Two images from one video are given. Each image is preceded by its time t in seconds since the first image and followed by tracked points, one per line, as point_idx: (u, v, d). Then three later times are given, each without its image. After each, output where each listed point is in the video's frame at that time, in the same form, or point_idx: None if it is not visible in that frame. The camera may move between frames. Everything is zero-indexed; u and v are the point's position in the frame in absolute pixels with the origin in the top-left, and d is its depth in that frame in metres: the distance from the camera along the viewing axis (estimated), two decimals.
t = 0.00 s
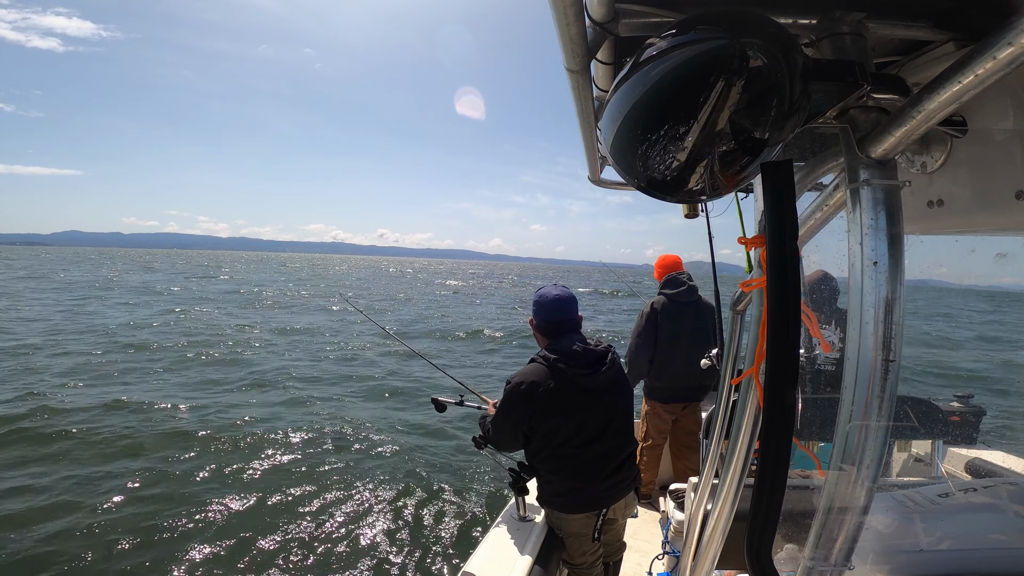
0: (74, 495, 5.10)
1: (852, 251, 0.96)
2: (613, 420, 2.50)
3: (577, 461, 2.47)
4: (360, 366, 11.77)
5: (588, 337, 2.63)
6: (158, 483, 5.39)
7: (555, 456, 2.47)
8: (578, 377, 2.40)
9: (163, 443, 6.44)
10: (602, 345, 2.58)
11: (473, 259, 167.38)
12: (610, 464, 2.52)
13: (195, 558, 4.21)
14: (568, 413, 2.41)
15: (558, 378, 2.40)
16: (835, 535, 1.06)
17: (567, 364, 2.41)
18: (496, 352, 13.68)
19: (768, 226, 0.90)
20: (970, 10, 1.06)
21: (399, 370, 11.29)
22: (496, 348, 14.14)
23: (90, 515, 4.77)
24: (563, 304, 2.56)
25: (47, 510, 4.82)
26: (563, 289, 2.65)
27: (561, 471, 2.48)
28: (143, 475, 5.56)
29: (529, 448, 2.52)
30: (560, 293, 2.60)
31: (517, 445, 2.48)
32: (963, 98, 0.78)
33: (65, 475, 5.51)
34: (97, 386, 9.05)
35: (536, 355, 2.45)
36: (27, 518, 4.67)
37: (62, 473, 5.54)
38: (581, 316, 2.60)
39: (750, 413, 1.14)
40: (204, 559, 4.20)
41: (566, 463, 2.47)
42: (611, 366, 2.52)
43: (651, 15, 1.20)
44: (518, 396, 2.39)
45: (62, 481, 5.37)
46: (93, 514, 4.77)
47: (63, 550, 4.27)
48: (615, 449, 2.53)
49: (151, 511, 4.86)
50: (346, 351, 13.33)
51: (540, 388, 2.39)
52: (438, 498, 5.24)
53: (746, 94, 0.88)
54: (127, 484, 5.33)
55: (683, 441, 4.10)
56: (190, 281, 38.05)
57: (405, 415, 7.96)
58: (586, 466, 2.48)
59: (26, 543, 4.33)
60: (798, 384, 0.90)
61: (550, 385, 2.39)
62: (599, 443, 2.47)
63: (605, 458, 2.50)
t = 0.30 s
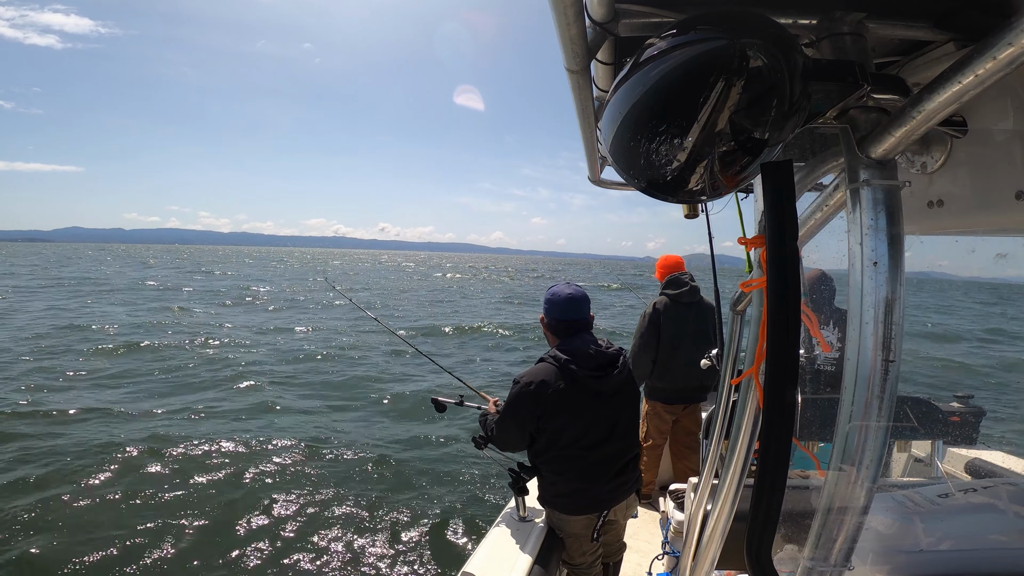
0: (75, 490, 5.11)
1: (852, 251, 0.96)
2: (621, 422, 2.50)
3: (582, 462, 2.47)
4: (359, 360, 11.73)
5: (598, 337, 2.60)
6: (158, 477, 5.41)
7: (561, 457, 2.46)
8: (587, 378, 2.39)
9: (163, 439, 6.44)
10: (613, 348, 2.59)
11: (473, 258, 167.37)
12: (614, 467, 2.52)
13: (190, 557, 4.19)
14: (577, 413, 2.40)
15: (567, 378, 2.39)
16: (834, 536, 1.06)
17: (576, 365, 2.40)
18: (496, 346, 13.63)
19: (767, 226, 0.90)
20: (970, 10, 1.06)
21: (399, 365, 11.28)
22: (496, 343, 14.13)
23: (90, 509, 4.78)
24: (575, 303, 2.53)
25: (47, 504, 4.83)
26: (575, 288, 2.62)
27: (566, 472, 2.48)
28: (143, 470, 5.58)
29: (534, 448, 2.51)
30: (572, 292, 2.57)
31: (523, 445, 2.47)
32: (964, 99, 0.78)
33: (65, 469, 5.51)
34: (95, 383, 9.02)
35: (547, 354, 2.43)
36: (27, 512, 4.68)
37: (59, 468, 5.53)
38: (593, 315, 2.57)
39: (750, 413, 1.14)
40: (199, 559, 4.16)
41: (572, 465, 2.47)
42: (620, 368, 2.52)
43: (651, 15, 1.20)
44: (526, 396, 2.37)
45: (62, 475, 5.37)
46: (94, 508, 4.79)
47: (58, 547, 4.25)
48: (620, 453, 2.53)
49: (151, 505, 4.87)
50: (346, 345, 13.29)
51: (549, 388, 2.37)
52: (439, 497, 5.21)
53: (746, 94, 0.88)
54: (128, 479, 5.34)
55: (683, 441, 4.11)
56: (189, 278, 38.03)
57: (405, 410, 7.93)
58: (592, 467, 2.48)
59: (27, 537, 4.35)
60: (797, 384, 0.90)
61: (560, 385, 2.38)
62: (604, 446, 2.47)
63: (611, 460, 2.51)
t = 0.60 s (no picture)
0: (74, 488, 5.12)
1: (852, 251, 0.96)
2: (629, 427, 2.51)
3: (589, 466, 2.46)
4: (360, 357, 11.70)
5: (609, 340, 2.57)
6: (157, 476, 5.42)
7: (567, 460, 2.46)
8: (598, 383, 2.39)
9: (164, 437, 6.46)
10: (624, 352, 2.59)
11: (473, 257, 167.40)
12: (620, 473, 2.52)
13: (180, 556, 4.19)
14: (585, 418, 2.39)
15: (577, 382, 2.38)
16: (835, 535, 1.06)
17: (587, 370, 2.39)
18: (497, 343, 13.58)
19: (768, 227, 0.90)
20: (970, 10, 1.06)
21: (400, 361, 11.27)
22: (497, 340, 14.12)
23: (89, 507, 4.80)
24: (587, 304, 2.50)
25: (47, 502, 4.85)
26: (588, 289, 2.59)
27: (572, 476, 2.48)
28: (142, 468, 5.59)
29: (539, 450, 2.50)
30: (583, 293, 2.55)
31: (530, 448, 2.46)
32: (963, 99, 0.78)
33: (66, 467, 5.53)
34: (96, 379, 9.02)
35: (557, 356, 2.42)
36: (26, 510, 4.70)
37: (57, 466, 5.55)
38: (603, 317, 2.54)
39: (750, 413, 1.14)
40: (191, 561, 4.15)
41: (578, 469, 2.46)
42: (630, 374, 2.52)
43: (651, 15, 1.20)
44: (536, 399, 2.36)
45: (62, 473, 5.38)
46: (94, 506, 4.80)
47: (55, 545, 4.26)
48: (626, 458, 2.53)
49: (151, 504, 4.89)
50: (347, 341, 13.27)
51: (560, 392, 2.36)
52: (439, 498, 5.20)
53: (746, 94, 0.88)
54: (128, 478, 5.35)
55: (684, 441, 4.12)
56: (190, 274, 38.07)
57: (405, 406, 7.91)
58: (598, 472, 2.48)
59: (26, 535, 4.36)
60: (798, 384, 0.90)
61: (571, 389, 2.37)
62: (612, 452, 2.47)
63: (617, 464, 2.51)
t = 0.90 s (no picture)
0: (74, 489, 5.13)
1: (852, 251, 0.96)
2: (632, 431, 2.50)
3: (591, 470, 2.46)
4: (361, 355, 11.70)
5: (614, 343, 2.57)
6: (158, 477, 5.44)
7: (569, 463, 2.46)
8: (601, 387, 2.39)
9: (164, 438, 6.46)
10: (628, 356, 2.58)
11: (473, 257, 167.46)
12: (623, 476, 2.52)
13: (180, 559, 4.20)
14: (588, 421, 2.39)
15: (580, 386, 2.38)
16: (835, 535, 1.06)
17: (590, 373, 2.39)
18: (498, 342, 13.57)
19: (768, 227, 0.91)
20: (970, 10, 1.06)
21: (400, 361, 11.27)
22: (498, 339, 14.12)
23: (91, 508, 4.82)
24: (591, 306, 2.50)
25: (48, 503, 4.87)
26: (592, 290, 2.59)
27: (574, 479, 2.48)
28: (143, 469, 5.60)
29: (541, 453, 2.49)
30: (588, 294, 2.54)
31: (531, 450, 2.46)
32: (963, 98, 0.78)
33: (67, 468, 5.55)
34: (97, 377, 9.04)
35: (561, 359, 2.42)
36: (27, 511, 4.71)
37: (60, 467, 5.57)
38: (608, 319, 2.54)
39: (750, 413, 1.14)
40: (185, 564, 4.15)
41: (580, 472, 2.46)
42: (634, 377, 2.52)
43: (651, 15, 1.20)
44: (539, 402, 2.35)
45: (63, 475, 5.40)
46: (94, 508, 4.82)
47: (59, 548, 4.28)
48: (630, 461, 2.52)
49: (152, 505, 4.90)
50: (348, 341, 13.27)
51: (562, 396, 2.35)
52: (439, 500, 5.18)
53: (746, 94, 0.88)
54: (128, 479, 5.37)
55: (683, 442, 4.11)
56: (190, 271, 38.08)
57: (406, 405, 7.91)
58: (600, 475, 2.47)
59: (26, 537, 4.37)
60: (798, 384, 0.90)
61: (574, 392, 2.36)
62: (615, 455, 2.47)
63: (619, 468, 2.50)
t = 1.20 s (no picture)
0: (77, 492, 5.15)
1: (852, 251, 0.96)
2: (631, 431, 2.49)
3: (589, 470, 2.46)
4: (361, 357, 11.72)
5: (612, 342, 2.57)
6: (159, 480, 5.44)
7: (568, 463, 2.46)
8: (598, 388, 2.39)
9: (164, 441, 6.46)
10: (627, 356, 2.58)
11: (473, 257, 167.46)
12: (623, 476, 2.51)
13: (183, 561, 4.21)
14: (586, 422, 2.39)
15: (578, 386, 2.38)
16: (836, 535, 1.06)
17: (587, 374, 2.39)
18: (498, 344, 13.60)
19: (768, 227, 0.91)
20: (969, 10, 1.05)
21: (400, 362, 11.29)
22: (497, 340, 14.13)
23: (92, 511, 4.83)
24: (589, 306, 2.50)
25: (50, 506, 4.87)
26: (591, 290, 2.59)
27: (572, 479, 2.48)
28: (144, 472, 5.60)
29: (540, 453, 2.50)
30: (586, 294, 2.54)
31: (530, 450, 2.46)
32: (963, 98, 0.78)
33: (67, 471, 5.55)
34: (98, 379, 9.05)
35: (558, 359, 2.42)
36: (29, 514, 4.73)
37: (61, 469, 5.58)
38: (607, 319, 2.54)
39: (750, 413, 1.14)
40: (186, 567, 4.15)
41: (578, 472, 2.46)
42: (632, 377, 2.50)
43: (651, 15, 1.20)
44: (536, 403, 2.36)
45: (64, 478, 5.41)
46: (95, 511, 4.82)
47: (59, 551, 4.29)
48: (630, 461, 2.52)
49: (153, 507, 4.91)
50: (348, 343, 13.29)
51: (559, 396, 2.35)
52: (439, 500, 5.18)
53: (746, 94, 0.88)
54: (128, 482, 5.37)
55: (683, 442, 4.11)
56: (191, 273, 38.14)
57: (406, 407, 7.93)
58: (599, 476, 2.47)
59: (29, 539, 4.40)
60: (798, 384, 0.90)
61: (571, 393, 2.36)
62: (615, 455, 2.46)
63: (618, 469, 2.50)
